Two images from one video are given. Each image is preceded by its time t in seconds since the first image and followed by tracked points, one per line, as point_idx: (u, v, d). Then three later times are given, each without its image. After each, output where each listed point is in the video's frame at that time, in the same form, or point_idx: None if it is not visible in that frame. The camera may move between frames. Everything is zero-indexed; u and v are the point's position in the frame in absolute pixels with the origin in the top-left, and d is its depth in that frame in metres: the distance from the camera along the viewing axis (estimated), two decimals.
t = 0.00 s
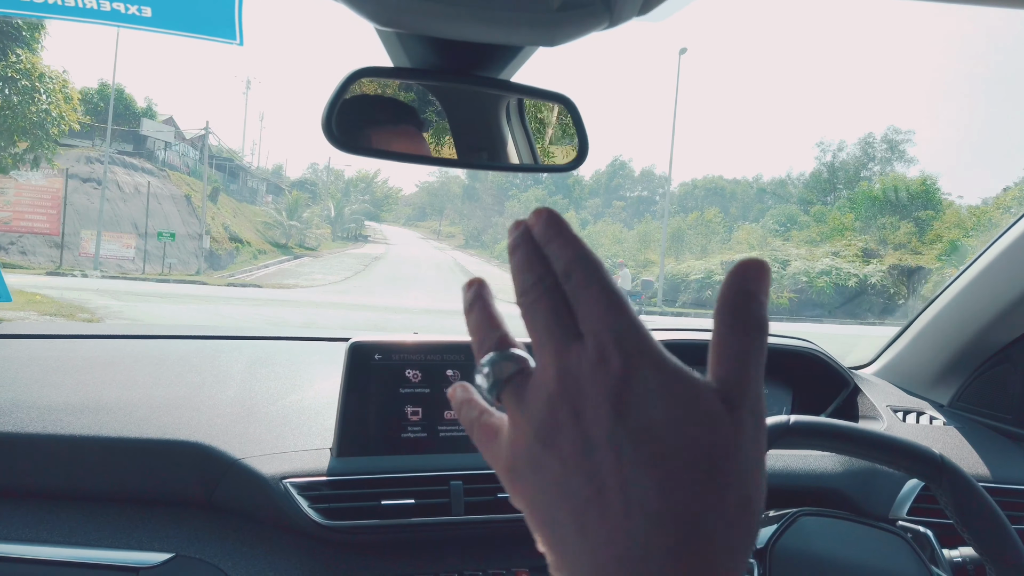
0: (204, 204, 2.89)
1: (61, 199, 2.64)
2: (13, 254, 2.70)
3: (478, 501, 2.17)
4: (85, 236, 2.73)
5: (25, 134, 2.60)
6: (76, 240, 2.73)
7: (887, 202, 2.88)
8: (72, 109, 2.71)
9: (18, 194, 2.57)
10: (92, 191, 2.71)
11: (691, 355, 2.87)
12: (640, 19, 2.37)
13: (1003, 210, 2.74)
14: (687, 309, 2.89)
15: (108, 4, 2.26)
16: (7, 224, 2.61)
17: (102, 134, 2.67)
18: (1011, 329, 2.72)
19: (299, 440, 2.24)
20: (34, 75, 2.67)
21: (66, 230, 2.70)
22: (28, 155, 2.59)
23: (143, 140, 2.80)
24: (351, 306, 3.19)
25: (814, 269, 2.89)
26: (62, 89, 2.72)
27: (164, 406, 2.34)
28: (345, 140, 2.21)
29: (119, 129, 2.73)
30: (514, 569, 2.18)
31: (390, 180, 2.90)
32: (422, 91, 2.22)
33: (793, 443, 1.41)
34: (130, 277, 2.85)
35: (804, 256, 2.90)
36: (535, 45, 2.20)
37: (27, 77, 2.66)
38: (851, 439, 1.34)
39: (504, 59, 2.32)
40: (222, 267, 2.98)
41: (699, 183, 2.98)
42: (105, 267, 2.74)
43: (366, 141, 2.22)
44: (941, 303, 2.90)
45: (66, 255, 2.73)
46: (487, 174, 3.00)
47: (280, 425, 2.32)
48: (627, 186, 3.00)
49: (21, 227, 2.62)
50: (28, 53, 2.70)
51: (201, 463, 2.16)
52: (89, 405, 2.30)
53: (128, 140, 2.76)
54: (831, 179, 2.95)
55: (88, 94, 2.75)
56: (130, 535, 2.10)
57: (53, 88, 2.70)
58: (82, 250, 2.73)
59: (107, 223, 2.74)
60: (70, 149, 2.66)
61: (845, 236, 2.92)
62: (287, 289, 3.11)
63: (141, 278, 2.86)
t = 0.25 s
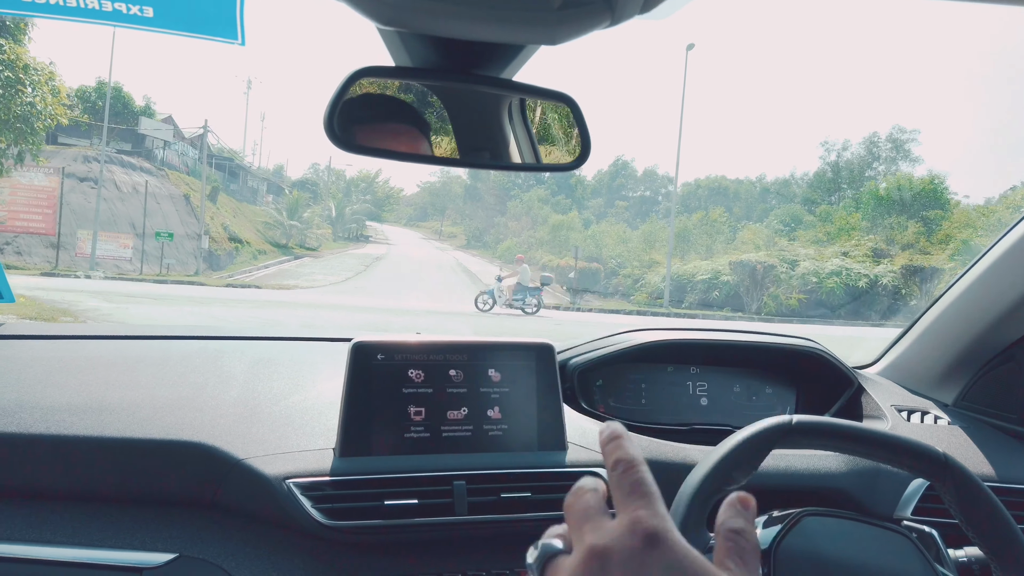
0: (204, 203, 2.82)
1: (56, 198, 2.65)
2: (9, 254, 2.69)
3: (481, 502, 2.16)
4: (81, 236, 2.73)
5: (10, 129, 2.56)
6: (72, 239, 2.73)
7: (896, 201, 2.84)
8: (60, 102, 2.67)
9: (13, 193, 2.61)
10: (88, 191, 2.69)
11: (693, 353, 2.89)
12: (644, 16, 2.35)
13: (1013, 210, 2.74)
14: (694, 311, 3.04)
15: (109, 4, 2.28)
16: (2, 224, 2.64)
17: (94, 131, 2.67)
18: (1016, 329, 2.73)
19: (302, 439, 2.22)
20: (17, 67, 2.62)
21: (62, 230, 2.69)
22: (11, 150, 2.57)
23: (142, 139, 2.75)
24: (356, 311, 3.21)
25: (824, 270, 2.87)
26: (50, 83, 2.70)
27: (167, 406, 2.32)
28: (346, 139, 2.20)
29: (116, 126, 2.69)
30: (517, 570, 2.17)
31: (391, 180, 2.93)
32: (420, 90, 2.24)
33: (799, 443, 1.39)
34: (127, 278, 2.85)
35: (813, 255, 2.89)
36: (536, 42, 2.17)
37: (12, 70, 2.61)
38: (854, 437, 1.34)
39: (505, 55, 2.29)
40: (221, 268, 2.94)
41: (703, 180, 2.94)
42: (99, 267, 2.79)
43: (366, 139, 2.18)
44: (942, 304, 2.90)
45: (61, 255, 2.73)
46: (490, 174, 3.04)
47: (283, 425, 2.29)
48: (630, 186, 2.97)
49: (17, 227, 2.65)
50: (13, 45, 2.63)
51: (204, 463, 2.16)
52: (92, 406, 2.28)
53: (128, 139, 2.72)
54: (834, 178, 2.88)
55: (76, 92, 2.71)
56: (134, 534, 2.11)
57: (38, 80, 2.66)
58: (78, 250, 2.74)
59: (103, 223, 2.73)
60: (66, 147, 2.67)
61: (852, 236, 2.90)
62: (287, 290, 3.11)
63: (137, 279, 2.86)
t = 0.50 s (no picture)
0: (202, 203, 2.83)
1: (52, 198, 2.61)
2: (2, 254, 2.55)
3: (489, 502, 2.15)
4: (77, 236, 2.68)
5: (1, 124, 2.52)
6: (68, 240, 2.67)
7: (904, 201, 2.88)
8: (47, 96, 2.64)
9: (9, 192, 2.54)
10: (85, 190, 2.65)
11: (699, 352, 2.86)
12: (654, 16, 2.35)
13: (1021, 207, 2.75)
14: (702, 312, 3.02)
15: (120, 4, 2.32)
16: None
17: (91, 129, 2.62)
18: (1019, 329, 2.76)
19: (310, 439, 2.22)
20: None
21: (58, 230, 2.65)
22: None
23: (140, 138, 2.74)
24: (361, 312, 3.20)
25: (833, 271, 2.90)
26: (34, 73, 2.62)
27: (175, 406, 2.33)
28: (356, 139, 2.24)
29: (112, 124, 2.66)
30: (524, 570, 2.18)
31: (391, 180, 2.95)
32: (429, 89, 2.25)
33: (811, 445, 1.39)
34: (126, 278, 2.81)
35: (822, 256, 2.94)
36: (547, 42, 2.17)
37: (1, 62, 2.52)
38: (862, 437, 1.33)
39: (514, 55, 2.28)
40: (219, 269, 2.93)
41: (706, 180, 2.97)
42: (98, 266, 2.75)
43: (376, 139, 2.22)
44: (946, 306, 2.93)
45: (57, 255, 2.67)
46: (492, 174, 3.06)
47: (291, 425, 2.29)
48: (633, 186, 3.01)
49: (12, 227, 2.55)
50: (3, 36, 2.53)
51: (211, 463, 2.17)
52: (100, 406, 2.28)
53: (127, 137, 2.71)
54: (839, 176, 3.00)
55: (65, 91, 2.67)
56: (142, 535, 2.12)
57: (23, 71, 2.60)
58: (74, 250, 2.69)
59: (100, 223, 2.70)
60: (62, 146, 2.64)
61: (861, 236, 2.92)
62: (287, 290, 3.12)
63: (136, 279, 2.81)
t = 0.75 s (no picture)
0: (200, 202, 2.80)
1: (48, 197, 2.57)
2: None
3: (488, 501, 2.15)
4: (73, 236, 2.68)
5: None
6: (63, 239, 2.67)
7: (912, 198, 2.71)
8: (29, 87, 2.63)
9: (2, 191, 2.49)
10: (81, 189, 2.65)
11: (699, 353, 2.91)
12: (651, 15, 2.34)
13: None
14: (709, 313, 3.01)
15: (118, 5, 2.29)
16: None
17: (88, 127, 2.61)
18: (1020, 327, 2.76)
19: (310, 437, 2.21)
20: None
21: (54, 230, 2.64)
22: None
23: (138, 136, 2.71)
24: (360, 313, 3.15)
25: (844, 271, 2.81)
26: (15, 62, 2.60)
27: (175, 404, 2.32)
28: (353, 137, 2.20)
29: (108, 121, 2.64)
30: (524, 569, 2.16)
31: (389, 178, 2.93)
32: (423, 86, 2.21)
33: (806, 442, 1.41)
34: (124, 277, 2.81)
35: (832, 257, 2.83)
36: (545, 41, 2.17)
37: None
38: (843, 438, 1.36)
39: (513, 54, 2.29)
40: (219, 269, 2.91)
41: (710, 180, 2.93)
42: (95, 266, 2.75)
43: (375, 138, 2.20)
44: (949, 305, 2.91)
45: (53, 255, 2.67)
46: (494, 174, 2.95)
47: (291, 423, 2.29)
48: (635, 186, 2.95)
49: (7, 226, 2.54)
50: None
51: (212, 461, 2.18)
52: (101, 405, 2.27)
53: (125, 136, 2.68)
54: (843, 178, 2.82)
55: (60, 87, 2.62)
56: (143, 532, 2.13)
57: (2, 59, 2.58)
58: (69, 250, 2.70)
59: (95, 222, 2.68)
60: (60, 145, 2.61)
61: (867, 238, 2.78)
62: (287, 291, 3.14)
63: (133, 279, 2.81)
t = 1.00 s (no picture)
0: (199, 202, 2.79)
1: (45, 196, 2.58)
2: None
3: (494, 499, 2.15)
4: (69, 235, 2.71)
5: None
6: (60, 239, 2.70)
7: (923, 198, 2.70)
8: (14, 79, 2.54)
9: None
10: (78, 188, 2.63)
11: (704, 351, 3.00)
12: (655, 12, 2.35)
13: None
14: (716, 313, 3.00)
15: (123, 3, 2.27)
16: None
17: (86, 127, 2.59)
18: None
19: (315, 435, 2.22)
20: None
21: (49, 229, 2.66)
22: None
23: (136, 135, 2.70)
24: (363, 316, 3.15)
25: (854, 271, 2.80)
26: None
27: (180, 403, 2.33)
28: (356, 133, 2.19)
29: (106, 121, 2.61)
30: (529, 567, 2.16)
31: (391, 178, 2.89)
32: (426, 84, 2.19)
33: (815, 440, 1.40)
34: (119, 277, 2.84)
35: (841, 257, 2.81)
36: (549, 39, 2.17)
37: None
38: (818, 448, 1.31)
39: (518, 49, 2.32)
40: (216, 270, 2.89)
41: (713, 180, 2.86)
42: (93, 265, 2.77)
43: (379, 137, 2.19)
44: (954, 302, 2.95)
45: (48, 256, 2.69)
46: (494, 174, 2.91)
47: (296, 421, 2.29)
48: (638, 186, 2.94)
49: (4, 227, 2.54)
50: None
51: (217, 460, 2.19)
52: (106, 403, 2.28)
53: (123, 135, 2.67)
54: (847, 176, 2.75)
55: (57, 86, 2.57)
56: (147, 531, 2.15)
57: None
58: (65, 250, 2.73)
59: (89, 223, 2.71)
60: (57, 144, 2.59)
61: (875, 237, 2.80)
62: (287, 291, 3.15)
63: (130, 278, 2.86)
